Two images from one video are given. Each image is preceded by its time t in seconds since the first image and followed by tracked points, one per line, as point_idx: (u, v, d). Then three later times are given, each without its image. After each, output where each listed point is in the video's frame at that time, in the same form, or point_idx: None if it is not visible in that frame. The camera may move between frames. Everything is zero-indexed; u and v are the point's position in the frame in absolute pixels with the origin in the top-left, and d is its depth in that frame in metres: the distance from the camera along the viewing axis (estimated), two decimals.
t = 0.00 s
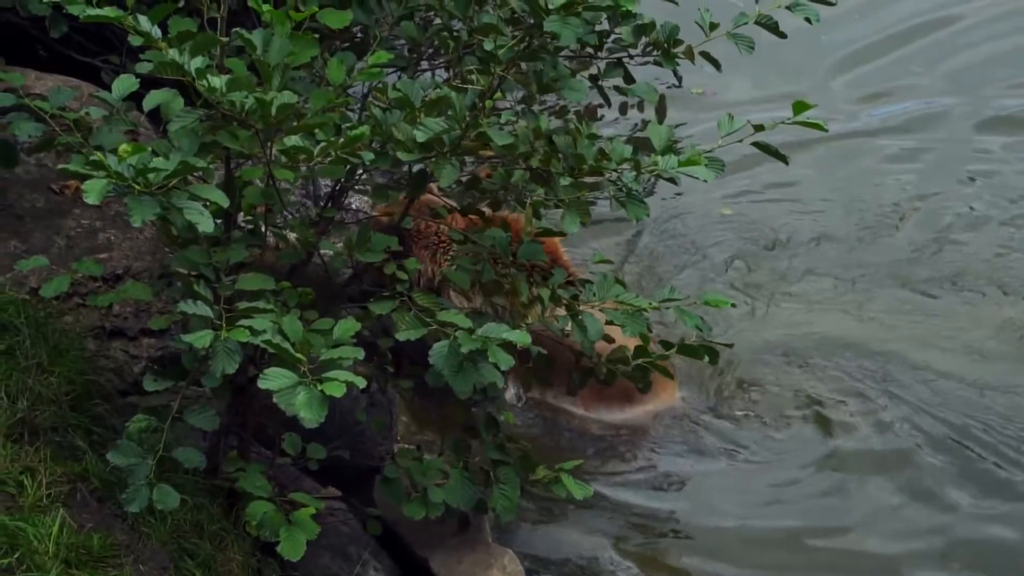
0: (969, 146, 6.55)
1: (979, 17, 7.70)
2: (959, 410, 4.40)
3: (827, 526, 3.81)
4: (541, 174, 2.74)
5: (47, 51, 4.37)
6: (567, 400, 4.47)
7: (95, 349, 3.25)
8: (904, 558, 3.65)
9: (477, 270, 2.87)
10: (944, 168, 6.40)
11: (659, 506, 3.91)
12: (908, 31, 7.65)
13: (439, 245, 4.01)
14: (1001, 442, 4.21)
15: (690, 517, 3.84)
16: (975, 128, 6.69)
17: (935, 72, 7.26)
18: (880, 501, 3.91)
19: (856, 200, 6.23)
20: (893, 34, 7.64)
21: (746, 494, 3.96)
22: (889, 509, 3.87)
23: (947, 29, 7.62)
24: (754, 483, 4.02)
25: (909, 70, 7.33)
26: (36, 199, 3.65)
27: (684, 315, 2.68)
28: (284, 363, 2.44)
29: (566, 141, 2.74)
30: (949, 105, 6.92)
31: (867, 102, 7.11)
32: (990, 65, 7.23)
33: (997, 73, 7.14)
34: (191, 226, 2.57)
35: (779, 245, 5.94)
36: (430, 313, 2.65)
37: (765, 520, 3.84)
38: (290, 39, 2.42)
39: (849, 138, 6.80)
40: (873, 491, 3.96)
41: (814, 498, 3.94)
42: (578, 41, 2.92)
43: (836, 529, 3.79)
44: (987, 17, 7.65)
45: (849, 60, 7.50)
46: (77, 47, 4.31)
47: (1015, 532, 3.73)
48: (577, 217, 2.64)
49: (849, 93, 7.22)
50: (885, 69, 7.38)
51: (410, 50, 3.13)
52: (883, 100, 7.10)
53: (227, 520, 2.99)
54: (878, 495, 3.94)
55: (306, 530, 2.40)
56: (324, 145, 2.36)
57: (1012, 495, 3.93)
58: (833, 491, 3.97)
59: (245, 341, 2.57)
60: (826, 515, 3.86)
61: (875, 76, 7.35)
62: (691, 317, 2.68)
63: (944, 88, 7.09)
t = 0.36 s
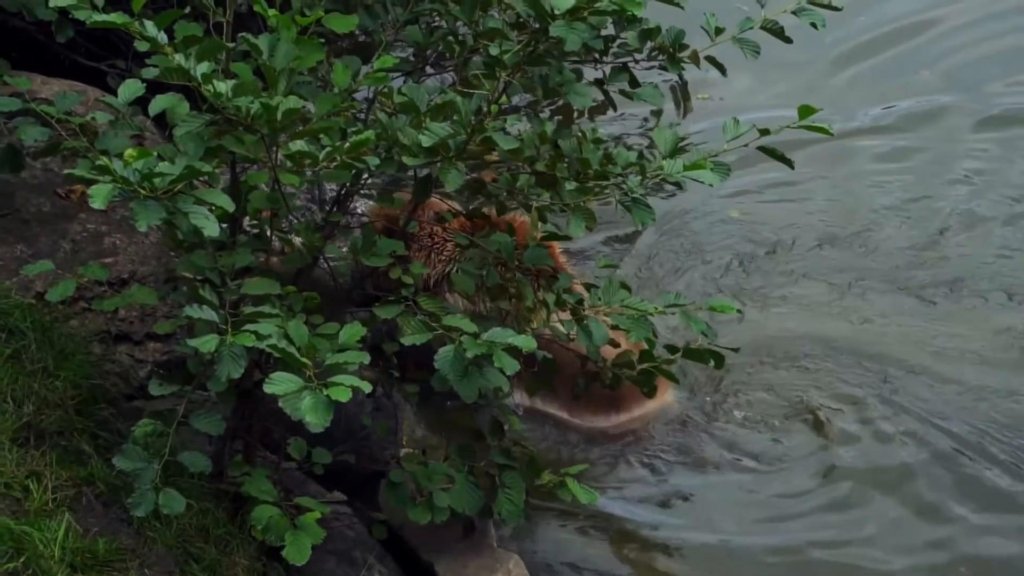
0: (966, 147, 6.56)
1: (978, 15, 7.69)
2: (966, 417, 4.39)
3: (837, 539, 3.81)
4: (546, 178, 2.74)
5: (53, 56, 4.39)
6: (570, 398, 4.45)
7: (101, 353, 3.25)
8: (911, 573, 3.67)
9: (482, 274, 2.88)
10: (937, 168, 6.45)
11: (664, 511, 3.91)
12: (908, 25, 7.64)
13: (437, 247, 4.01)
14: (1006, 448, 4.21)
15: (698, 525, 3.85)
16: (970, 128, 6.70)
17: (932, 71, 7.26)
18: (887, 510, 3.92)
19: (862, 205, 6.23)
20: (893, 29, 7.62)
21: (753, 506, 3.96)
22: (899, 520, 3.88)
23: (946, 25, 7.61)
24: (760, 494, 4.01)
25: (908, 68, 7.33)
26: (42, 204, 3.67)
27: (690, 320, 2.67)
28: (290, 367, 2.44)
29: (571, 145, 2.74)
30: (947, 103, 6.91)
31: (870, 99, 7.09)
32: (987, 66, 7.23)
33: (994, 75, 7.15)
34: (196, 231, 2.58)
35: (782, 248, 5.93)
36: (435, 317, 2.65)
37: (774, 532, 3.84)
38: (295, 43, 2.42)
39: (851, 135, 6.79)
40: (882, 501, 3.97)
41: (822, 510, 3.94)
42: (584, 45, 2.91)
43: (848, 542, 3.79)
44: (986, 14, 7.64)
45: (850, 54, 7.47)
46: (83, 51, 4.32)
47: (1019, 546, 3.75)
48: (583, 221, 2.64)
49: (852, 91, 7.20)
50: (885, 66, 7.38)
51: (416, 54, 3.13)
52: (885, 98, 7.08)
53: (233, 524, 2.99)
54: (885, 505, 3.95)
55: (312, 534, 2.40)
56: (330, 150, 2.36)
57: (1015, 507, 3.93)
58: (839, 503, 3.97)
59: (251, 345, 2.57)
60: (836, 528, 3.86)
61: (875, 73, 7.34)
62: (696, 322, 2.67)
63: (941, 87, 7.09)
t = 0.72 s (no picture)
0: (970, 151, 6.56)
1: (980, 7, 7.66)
2: (977, 429, 4.37)
3: (848, 556, 3.74)
4: (557, 185, 2.74)
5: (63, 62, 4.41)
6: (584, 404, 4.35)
7: (111, 359, 3.26)
8: None
9: (492, 282, 2.88)
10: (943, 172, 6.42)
11: (671, 520, 3.91)
12: (910, 21, 7.64)
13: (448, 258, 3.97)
14: (1017, 459, 4.18)
15: (707, 537, 3.82)
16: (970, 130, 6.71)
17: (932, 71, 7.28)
18: (899, 519, 3.90)
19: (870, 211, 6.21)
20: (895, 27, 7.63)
21: (759, 520, 3.92)
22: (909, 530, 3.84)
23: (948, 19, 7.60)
24: (768, 507, 3.98)
25: (908, 68, 7.36)
26: (53, 210, 3.70)
27: (699, 327, 2.67)
28: (299, 374, 2.44)
29: (581, 152, 2.73)
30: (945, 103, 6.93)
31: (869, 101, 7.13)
32: (987, 65, 7.24)
33: (994, 74, 7.16)
34: (206, 237, 2.58)
35: (789, 254, 5.93)
36: (445, 324, 2.65)
37: (785, 544, 3.80)
38: (305, 50, 2.42)
39: (857, 138, 6.78)
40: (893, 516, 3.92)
41: (833, 526, 3.89)
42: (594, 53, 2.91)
43: (857, 552, 3.76)
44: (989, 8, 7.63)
45: (851, 55, 7.50)
46: (93, 57, 4.35)
47: None
48: (592, 228, 2.65)
49: (852, 92, 7.24)
50: (885, 68, 7.40)
51: (426, 61, 3.14)
52: (886, 99, 7.12)
53: (242, 531, 2.99)
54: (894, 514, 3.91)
55: (321, 541, 2.40)
56: (340, 157, 2.37)
57: None
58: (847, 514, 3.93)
59: (261, 352, 2.57)
60: (845, 540, 3.82)
61: (875, 75, 7.38)
62: (705, 330, 2.67)
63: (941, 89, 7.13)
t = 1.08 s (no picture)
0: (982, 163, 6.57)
1: (978, 15, 7.80)
2: (994, 447, 4.34)
3: None
4: (574, 194, 2.74)
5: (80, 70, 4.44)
6: (602, 412, 4.26)
7: (129, 366, 3.29)
8: None
9: (509, 290, 2.87)
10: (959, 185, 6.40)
11: (687, 529, 3.90)
12: (914, 24, 7.74)
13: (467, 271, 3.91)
14: None
15: (723, 555, 3.77)
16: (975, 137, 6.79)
17: (935, 75, 7.37)
18: (916, 540, 3.86)
19: (885, 220, 6.19)
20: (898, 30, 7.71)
21: (775, 532, 3.90)
22: (927, 547, 3.83)
23: (948, 25, 7.72)
24: (785, 519, 3.96)
25: (912, 70, 7.45)
26: (71, 217, 3.73)
27: (716, 337, 2.66)
28: (317, 382, 2.45)
29: (598, 160, 2.73)
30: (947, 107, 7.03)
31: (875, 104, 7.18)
32: (989, 69, 7.35)
33: (995, 78, 7.27)
34: (224, 244, 2.59)
35: (804, 263, 5.92)
36: (461, 332, 2.65)
37: (804, 557, 3.78)
38: (323, 59, 2.42)
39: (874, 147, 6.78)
40: (910, 537, 3.88)
41: (850, 546, 3.84)
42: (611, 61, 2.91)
43: (876, 568, 3.74)
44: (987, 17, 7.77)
45: (858, 58, 7.58)
46: (111, 65, 4.38)
47: None
48: (609, 237, 2.65)
49: (859, 94, 7.31)
50: (891, 72, 7.46)
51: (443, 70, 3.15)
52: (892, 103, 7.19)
53: (259, 538, 3.00)
54: (911, 529, 3.91)
55: (338, 548, 2.40)
56: (357, 165, 2.37)
57: None
58: (865, 528, 3.92)
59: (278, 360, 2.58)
60: (863, 554, 3.80)
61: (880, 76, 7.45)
62: (722, 340, 2.66)
63: (945, 92, 7.22)
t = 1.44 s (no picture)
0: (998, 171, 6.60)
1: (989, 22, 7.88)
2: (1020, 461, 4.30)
3: None
4: (596, 206, 2.77)
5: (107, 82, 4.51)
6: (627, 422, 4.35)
7: (157, 375, 3.36)
8: None
9: (532, 301, 2.90)
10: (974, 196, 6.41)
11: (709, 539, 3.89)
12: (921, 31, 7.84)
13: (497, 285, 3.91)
14: None
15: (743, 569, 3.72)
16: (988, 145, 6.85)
17: (946, 83, 7.46)
18: (939, 557, 3.80)
19: (904, 232, 6.20)
20: (909, 41, 7.82)
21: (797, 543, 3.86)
22: (954, 556, 3.80)
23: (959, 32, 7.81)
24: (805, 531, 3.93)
25: (920, 78, 7.55)
26: (100, 228, 3.79)
27: (737, 348, 2.68)
28: (342, 391, 2.47)
29: (620, 172, 2.75)
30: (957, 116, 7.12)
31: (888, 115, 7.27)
32: (997, 76, 7.45)
33: (1005, 86, 7.37)
34: (251, 254, 2.63)
35: (829, 275, 5.91)
36: (484, 342, 2.68)
37: (830, 570, 3.74)
38: (349, 72, 2.44)
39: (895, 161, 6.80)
40: (932, 554, 3.82)
41: (872, 562, 3.78)
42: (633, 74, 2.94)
43: None
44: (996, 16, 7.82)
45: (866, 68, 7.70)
46: (139, 79, 4.45)
47: None
48: (631, 248, 2.67)
49: (868, 104, 7.42)
50: (898, 81, 7.56)
51: (467, 83, 3.18)
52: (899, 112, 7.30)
53: (284, 545, 3.03)
54: (935, 538, 3.89)
55: (363, 555, 2.43)
56: (382, 178, 2.41)
57: None
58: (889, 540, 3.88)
59: (304, 370, 2.61)
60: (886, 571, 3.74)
61: (888, 85, 7.56)
62: (743, 351, 2.67)
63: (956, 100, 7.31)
